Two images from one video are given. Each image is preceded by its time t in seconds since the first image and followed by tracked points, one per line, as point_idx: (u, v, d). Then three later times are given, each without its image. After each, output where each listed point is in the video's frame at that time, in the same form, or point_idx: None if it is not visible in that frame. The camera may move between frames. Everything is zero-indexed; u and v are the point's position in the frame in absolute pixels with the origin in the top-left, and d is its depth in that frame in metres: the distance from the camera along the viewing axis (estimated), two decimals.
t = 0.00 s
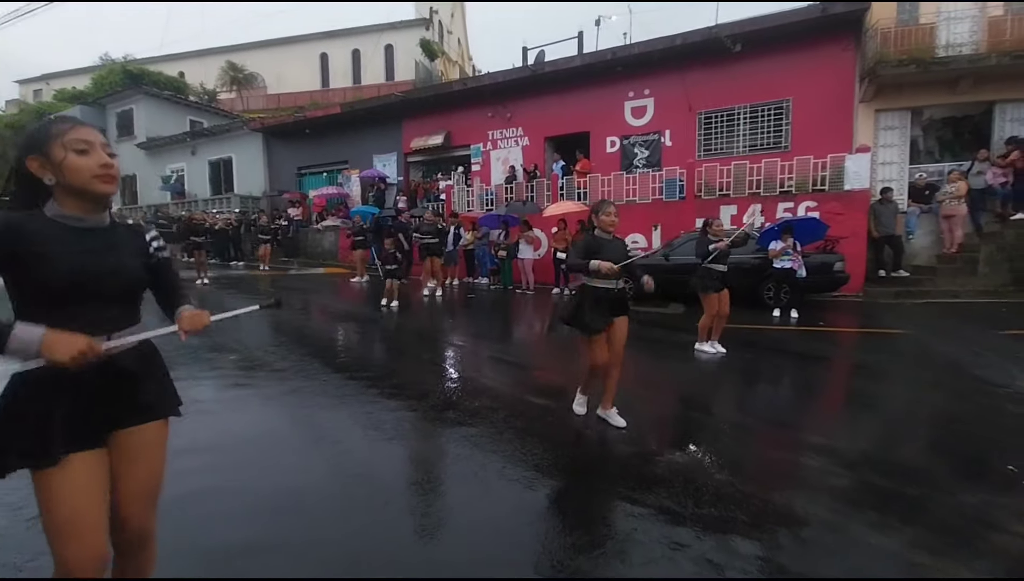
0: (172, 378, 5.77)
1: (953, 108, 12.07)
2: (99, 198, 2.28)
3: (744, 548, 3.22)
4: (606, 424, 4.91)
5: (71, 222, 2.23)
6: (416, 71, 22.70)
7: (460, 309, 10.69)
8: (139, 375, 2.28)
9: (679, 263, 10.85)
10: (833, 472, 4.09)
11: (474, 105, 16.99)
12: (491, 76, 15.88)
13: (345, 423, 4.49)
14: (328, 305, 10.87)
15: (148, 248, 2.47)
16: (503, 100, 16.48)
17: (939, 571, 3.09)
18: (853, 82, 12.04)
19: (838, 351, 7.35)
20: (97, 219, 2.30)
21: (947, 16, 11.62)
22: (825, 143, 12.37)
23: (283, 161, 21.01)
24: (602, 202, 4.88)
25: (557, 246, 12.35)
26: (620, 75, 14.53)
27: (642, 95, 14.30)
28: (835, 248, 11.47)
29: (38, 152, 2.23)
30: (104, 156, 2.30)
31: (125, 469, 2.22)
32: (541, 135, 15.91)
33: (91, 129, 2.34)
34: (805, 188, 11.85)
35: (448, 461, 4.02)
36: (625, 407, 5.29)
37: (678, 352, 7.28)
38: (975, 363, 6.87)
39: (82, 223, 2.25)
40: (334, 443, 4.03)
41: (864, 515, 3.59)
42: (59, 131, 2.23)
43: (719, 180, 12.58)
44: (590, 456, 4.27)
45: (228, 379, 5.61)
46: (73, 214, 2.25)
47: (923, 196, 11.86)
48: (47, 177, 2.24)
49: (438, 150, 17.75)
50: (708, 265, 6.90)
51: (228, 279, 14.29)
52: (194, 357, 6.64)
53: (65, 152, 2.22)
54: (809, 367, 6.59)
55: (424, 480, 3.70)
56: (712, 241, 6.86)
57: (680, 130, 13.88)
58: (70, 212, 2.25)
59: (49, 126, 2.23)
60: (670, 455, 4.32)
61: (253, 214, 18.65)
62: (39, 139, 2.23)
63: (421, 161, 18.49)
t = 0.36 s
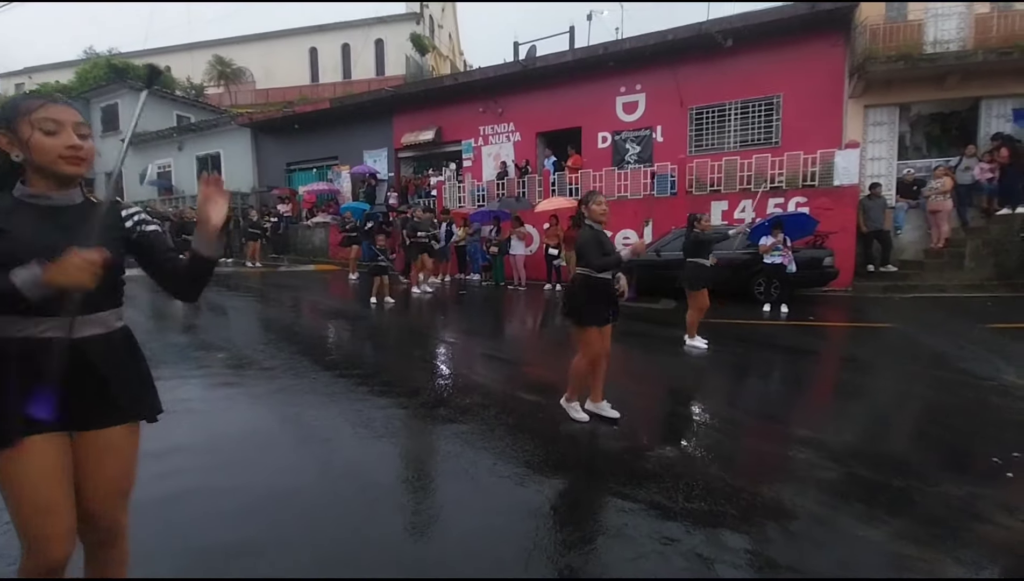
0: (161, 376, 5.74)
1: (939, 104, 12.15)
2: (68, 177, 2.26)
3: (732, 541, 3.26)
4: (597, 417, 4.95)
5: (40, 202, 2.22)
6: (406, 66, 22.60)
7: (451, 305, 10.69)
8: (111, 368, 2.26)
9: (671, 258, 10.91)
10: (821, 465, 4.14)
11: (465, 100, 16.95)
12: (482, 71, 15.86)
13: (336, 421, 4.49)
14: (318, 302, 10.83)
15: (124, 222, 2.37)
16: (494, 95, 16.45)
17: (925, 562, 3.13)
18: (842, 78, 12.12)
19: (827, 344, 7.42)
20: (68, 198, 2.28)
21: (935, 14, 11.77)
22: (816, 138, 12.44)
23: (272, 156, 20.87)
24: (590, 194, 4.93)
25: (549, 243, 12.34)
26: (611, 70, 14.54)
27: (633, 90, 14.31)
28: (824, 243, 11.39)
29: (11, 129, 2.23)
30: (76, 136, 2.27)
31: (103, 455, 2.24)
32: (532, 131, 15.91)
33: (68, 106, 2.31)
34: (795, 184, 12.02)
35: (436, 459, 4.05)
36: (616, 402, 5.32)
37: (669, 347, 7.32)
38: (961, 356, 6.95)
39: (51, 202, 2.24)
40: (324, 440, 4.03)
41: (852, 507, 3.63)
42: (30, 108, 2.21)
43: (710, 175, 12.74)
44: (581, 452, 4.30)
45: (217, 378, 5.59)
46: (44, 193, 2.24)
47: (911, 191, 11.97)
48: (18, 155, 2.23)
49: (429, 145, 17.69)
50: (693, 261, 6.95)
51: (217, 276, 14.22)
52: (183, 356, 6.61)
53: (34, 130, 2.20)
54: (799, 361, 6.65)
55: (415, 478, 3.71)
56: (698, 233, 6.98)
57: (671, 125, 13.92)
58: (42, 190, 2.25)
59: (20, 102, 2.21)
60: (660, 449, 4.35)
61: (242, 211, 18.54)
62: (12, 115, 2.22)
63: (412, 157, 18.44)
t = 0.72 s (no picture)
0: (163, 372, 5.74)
1: (944, 95, 12.08)
2: (60, 180, 2.19)
3: (735, 535, 3.25)
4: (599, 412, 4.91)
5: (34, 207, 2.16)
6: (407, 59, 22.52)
7: (452, 300, 10.68)
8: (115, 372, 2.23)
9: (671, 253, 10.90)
10: (824, 458, 4.13)
11: (466, 94, 16.89)
12: (482, 64, 15.80)
13: (338, 415, 4.49)
14: (319, 297, 10.82)
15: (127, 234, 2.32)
16: (495, 89, 16.38)
17: (931, 556, 3.13)
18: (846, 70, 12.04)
19: (830, 338, 7.41)
20: (62, 200, 2.21)
21: None
22: (819, 130, 12.44)
23: (273, 150, 20.80)
24: (587, 198, 4.88)
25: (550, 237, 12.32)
26: (613, 62, 14.47)
27: (636, 82, 14.25)
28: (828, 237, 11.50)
29: None
30: (64, 135, 2.18)
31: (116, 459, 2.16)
32: (533, 124, 15.86)
33: (56, 102, 2.23)
34: (800, 176, 11.84)
35: (438, 454, 4.03)
36: (618, 396, 5.32)
37: (671, 341, 7.31)
38: (965, 348, 6.94)
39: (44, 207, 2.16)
40: (325, 434, 4.03)
41: (855, 500, 3.63)
42: (16, 106, 2.14)
43: (713, 168, 12.60)
44: (583, 446, 4.30)
45: (219, 373, 5.58)
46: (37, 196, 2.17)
47: (916, 182, 11.97)
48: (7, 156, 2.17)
49: (430, 139, 17.64)
50: (686, 255, 7.00)
51: (219, 272, 14.21)
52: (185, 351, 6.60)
53: (21, 129, 2.13)
54: (801, 355, 6.64)
55: (418, 472, 3.71)
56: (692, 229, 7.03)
57: (673, 118, 13.88)
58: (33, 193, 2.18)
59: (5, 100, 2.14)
60: (662, 443, 4.35)
61: (243, 206, 18.51)
62: None
63: (412, 151, 18.41)
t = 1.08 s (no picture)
0: (173, 367, 5.76)
1: (958, 87, 11.91)
2: (86, 178, 2.20)
3: (745, 530, 3.24)
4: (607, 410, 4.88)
5: (62, 205, 2.17)
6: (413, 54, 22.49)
7: (460, 295, 10.67)
8: (134, 371, 2.22)
9: (680, 246, 10.85)
10: (834, 454, 4.11)
11: (472, 89, 16.86)
12: (489, 58, 15.75)
13: (346, 410, 4.49)
14: (327, 293, 10.85)
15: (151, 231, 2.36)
16: (502, 83, 16.35)
17: (942, 551, 3.11)
18: (859, 61, 11.94)
19: (840, 333, 7.37)
20: (90, 197, 2.23)
21: None
22: (828, 125, 12.30)
23: (280, 147, 20.83)
24: (593, 191, 4.77)
25: (557, 232, 12.30)
26: (620, 55, 14.39)
27: (643, 75, 14.16)
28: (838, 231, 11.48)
29: (22, 128, 2.17)
30: (88, 133, 2.20)
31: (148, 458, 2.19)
32: (540, 119, 15.81)
33: (77, 101, 2.24)
34: (810, 170, 11.81)
35: (447, 449, 4.03)
36: (627, 391, 5.30)
37: (678, 336, 7.28)
38: (977, 343, 6.89)
39: (74, 203, 2.18)
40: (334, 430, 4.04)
41: (865, 495, 3.61)
42: (39, 106, 2.15)
43: (722, 162, 12.55)
44: (588, 441, 4.29)
45: (229, 368, 5.60)
46: (64, 194, 2.18)
47: (929, 176, 11.85)
48: (33, 155, 2.18)
49: (436, 134, 17.63)
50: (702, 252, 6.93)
51: (227, 268, 14.25)
52: (194, 346, 6.62)
53: (46, 129, 2.14)
54: (811, 349, 6.60)
55: (426, 466, 3.71)
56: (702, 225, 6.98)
57: (681, 111, 13.80)
58: (61, 191, 2.19)
59: (29, 101, 2.15)
60: (671, 438, 4.33)
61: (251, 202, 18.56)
62: (23, 114, 2.16)
63: (419, 147, 18.38)
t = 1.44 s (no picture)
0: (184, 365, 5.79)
1: (974, 83, 11.48)
2: (89, 166, 2.20)
3: (755, 528, 3.22)
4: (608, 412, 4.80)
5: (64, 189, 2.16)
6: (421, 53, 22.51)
7: (468, 293, 10.68)
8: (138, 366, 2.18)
9: (690, 244, 10.79)
10: (846, 453, 4.07)
11: (480, 86, 16.83)
12: (497, 56, 15.72)
13: (356, 407, 4.49)
14: (336, 291, 10.88)
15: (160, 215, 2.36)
16: (510, 81, 16.30)
17: (954, 551, 3.08)
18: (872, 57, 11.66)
19: (851, 331, 7.31)
20: (89, 185, 2.22)
21: None
22: (841, 118, 12.24)
23: (289, 145, 20.89)
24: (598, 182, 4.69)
25: (565, 230, 12.27)
26: (629, 52, 14.31)
27: (652, 72, 14.09)
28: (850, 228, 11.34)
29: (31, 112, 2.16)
30: (97, 122, 2.21)
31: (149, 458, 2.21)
32: (548, 116, 15.77)
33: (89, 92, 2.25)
34: (821, 166, 11.68)
35: (457, 446, 4.04)
36: (635, 389, 5.30)
37: (688, 334, 7.25)
38: (990, 342, 6.81)
39: (75, 191, 2.17)
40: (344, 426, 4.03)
41: (877, 494, 3.58)
42: (50, 90, 2.15)
43: (732, 159, 12.58)
44: (596, 439, 4.27)
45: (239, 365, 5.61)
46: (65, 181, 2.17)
47: (943, 173, 11.78)
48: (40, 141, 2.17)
49: (444, 133, 17.62)
50: (712, 248, 6.81)
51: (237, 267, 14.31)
52: (205, 344, 6.64)
53: (57, 113, 2.14)
54: (822, 348, 6.55)
55: (436, 462, 3.70)
56: (715, 220, 6.89)
57: (691, 108, 13.74)
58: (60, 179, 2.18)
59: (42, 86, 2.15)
60: (680, 437, 4.30)
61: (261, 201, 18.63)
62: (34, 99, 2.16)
63: (427, 145, 18.39)
